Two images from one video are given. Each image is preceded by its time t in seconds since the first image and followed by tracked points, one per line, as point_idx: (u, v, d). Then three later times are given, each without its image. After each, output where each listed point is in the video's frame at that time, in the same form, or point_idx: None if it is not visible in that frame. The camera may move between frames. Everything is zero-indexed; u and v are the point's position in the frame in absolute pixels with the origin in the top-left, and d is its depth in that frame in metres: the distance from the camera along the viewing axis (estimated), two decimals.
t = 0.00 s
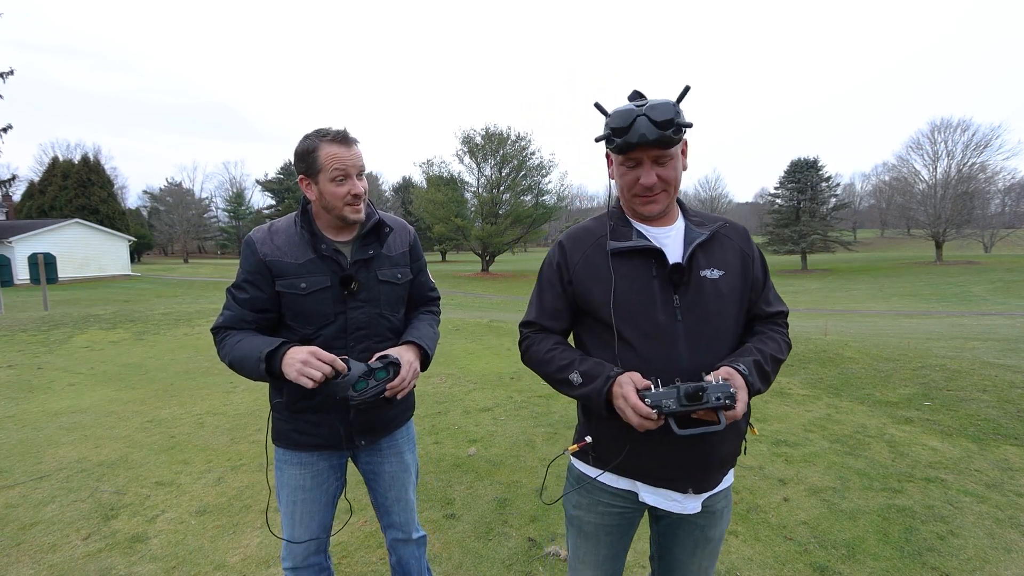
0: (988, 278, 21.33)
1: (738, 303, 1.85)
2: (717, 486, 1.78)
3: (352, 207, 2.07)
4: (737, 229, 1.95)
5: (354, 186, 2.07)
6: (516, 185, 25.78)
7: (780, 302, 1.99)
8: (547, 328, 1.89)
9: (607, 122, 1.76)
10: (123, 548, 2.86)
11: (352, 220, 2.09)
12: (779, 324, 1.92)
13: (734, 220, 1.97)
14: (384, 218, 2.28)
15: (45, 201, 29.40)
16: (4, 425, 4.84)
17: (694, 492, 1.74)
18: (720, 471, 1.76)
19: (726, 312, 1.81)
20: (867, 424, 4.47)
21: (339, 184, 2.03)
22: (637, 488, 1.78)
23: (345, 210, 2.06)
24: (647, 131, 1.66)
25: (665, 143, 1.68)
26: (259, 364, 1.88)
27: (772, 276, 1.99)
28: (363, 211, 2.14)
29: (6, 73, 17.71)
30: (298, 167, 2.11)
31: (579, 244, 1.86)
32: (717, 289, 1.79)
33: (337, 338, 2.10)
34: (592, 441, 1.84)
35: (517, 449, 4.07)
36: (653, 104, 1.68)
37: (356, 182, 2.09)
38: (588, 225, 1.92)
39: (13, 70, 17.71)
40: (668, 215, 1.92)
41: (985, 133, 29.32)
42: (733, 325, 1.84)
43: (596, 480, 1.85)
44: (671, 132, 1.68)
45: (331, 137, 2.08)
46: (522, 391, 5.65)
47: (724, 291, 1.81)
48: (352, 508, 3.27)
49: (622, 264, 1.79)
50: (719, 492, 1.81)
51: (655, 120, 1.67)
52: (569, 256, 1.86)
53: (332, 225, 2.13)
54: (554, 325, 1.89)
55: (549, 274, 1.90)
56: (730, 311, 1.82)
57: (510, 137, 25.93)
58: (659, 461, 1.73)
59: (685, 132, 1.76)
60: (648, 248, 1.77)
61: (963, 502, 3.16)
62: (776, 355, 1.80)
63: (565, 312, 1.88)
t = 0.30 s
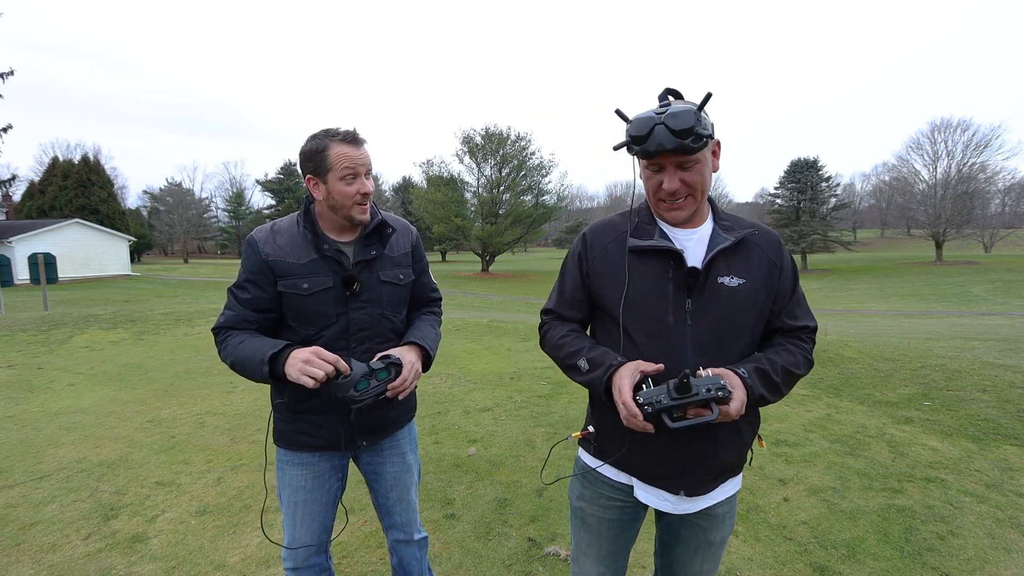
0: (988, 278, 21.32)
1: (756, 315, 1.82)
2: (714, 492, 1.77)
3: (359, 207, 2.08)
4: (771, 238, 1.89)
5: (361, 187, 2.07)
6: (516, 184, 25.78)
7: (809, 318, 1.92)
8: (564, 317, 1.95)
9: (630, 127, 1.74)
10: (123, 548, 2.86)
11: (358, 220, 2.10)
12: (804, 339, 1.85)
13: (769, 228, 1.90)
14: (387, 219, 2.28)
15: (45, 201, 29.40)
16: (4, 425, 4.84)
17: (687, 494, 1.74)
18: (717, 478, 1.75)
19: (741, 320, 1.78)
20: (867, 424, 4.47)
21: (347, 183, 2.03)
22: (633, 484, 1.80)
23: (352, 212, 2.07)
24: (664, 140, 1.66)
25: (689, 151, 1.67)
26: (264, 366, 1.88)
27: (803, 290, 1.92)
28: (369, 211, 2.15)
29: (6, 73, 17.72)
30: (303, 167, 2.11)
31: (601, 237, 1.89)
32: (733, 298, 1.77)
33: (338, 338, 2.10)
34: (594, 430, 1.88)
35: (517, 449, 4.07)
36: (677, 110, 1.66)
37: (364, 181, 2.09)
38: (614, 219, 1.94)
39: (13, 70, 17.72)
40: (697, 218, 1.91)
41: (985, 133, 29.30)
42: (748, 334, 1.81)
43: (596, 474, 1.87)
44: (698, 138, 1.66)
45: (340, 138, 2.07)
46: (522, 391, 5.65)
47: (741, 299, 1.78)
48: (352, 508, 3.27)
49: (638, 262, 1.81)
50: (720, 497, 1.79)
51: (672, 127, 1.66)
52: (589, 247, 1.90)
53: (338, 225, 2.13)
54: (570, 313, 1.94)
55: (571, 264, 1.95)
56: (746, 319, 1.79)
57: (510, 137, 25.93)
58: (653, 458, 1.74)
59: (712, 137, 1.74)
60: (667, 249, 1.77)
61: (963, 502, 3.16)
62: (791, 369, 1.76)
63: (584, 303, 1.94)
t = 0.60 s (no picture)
0: (988, 278, 21.32)
1: (761, 321, 1.80)
2: (700, 492, 1.76)
3: (362, 207, 2.08)
4: (787, 244, 1.84)
5: (365, 185, 2.07)
6: (516, 184, 25.78)
7: (824, 329, 1.86)
8: (574, 306, 2.01)
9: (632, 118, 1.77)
10: (123, 548, 2.86)
11: (362, 220, 2.10)
12: (814, 351, 1.80)
13: (786, 233, 1.86)
14: (390, 220, 2.27)
15: (45, 201, 29.40)
16: (4, 425, 4.84)
17: (671, 491, 1.74)
18: (703, 479, 1.75)
19: (741, 324, 1.77)
20: (867, 424, 4.47)
21: (351, 183, 2.04)
22: (623, 475, 1.82)
23: (353, 211, 2.06)
24: (657, 126, 1.67)
25: (687, 140, 1.66)
26: (269, 372, 1.87)
27: (818, 299, 1.87)
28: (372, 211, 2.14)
29: (6, 73, 17.74)
30: (306, 167, 2.11)
31: (613, 231, 1.94)
32: (736, 302, 1.76)
33: (340, 339, 2.10)
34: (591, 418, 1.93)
35: (517, 449, 4.07)
36: (675, 99, 1.65)
37: (368, 181, 2.09)
38: (629, 215, 1.99)
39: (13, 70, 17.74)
40: (708, 219, 1.90)
41: (985, 133, 29.29)
42: (750, 340, 1.80)
43: (589, 464, 1.90)
44: (698, 127, 1.65)
45: (343, 138, 2.07)
46: (522, 391, 5.65)
47: (744, 303, 1.77)
48: (352, 508, 3.27)
49: (644, 259, 1.84)
50: (709, 498, 1.78)
51: (667, 114, 1.66)
52: (601, 239, 1.96)
53: (341, 224, 2.13)
54: (579, 304, 2.00)
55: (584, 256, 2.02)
56: (747, 324, 1.78)
57: (510, 137, 25.93)
58: (640, 452, 1.77)
59: (720, 132, 1.71)
60: (674, 248, 1.79)
61: (963, 502, 3.16)
62: (790, 377, 1.73)
63: (594, 295, 1.99)
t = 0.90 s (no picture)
0: (989, 278, 21.31)
1: (751, 316, 1.79)
2: (692, 492, 1.76)
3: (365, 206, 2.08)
4: (776, 240, 1.85)
5: (368, 185, 2.07)
6: (516, 184, 25.78)
7: (817, 325, 1.85)
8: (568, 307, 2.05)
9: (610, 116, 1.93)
10: (124, 548, 2.86)
11: (365, 220, 2.10)
12: (806, 347, 1.80)
13: (775, 229, 1.86)
14: (393, 221, 2.27)
15: (45, 201, 29.39)
16: (5, 425, 4.84)
17: (663, 489, 1.75)
18: (695, 477, 1.74)
19: (730, 320, 1.77)
20: (867, 424, 4.47)
21: (354, 184, 2.03)
22: (617, 475, 1.84)
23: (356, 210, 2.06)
24: (620, 116, 1.81)
25: (642, 126, 1.76)
26: (270, 377, 1.86)
27: (811, 295, 1.86)
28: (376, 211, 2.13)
29: (7, 73, 17.76)
30: (310, 168, 2.09)
31: (604, 232, 1.99)
32: (725, 297, 1.76)
33: (342, 341, 2.10)
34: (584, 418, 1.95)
35: (517, 450, 4.07)
36: (636, 91, 1.80)
37: (371, 182, 2.09)
38: (622, 215, 2.03)
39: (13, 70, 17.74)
40: (691, 216, 1.93)
41: (984, 133, 29.30)
42: (741, 337, 1.80)
43: (584, 467, 1.94)
44: (650, 113, 1.74)
45: (347, 138, 2.07)
46: (522, 391, 5.65)
47: (733, 299, 1.77)
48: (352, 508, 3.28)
49: (634, 258, 1.87)
50: (703, 498, 1.78)
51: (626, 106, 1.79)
52: (593, 241, 2.01)
53: (342, 223, 2.13)
54: (572, 304, 2.05)
55: (577, 258, 2.07)
56: (736, 320, 1.77)
57: (510, 137, 25.94)
58: (631, 451, 1.79)
59: (682, 122, 1.76)
60: (663, 246, 1.81)
61: (963, 502, 3.16)
62: (780, 372, 1.73)
63: (587, 296, 2.04)
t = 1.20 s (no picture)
0: (989, 278, 21.31)
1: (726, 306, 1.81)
2: (680, 489, 1.77)
3: (367, 207, 2.08)
4: (742, 230, 1.89)
5: (371, 185, 2.07)
6: (516, 184, 25.77)
7: (790, 312, 1.88)
8: (545, 313, 2.08)
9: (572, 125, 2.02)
10: (124, 548, 2.86)
11: (368, 220, 2.10)
12: (782, 333, 1.82)
13: (741, 221, 1.91)
14: (395, 221, 2.27)
15: (45, 201, 29.38)
16: (4, 425, 4.84)
17: (650, 487, 1.76)
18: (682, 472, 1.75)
19: (705, 312, 1.79)
20: (866, 424, 4.47)
21: (358, 184, 2.03)
22: (603, 477, 1.86)
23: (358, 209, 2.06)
24: (580, 121, 1.89)
25: (601, 127, 1.83)
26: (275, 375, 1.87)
27: (782, 282, 1.89)
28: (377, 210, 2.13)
29: (7, 73, 17.78)
30: (312, 168, 2.09)
31: (577, 238, 2.05)
32: (698, 289, 1.79)
33: (344, 341, 2.10)
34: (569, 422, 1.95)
35: (517, 450, 4.08)
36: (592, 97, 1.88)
37: (374, 182, 2.09)
38: (593, 223, 2.09)
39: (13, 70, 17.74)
40: (657, 213, 1.96)
41: (984, 133, 29.31)
42: (717, 329, 1.81)
43: (572, 471, 1.96)
44: (605, 115, 1.82)
45: (350, 138, 2.07)
46: (522, 391, 5.65)
47: (705, 291, 1.79)
48: (352, 508, 3.27)
49: (606, 258, 1.91)
50: (691, 496, 1.78)
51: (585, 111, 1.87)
52: (565, 247, 2.06)
53: (342, 221, 2.12)
54: (550, 311, 2.08)
55: (553, 265, 2.12)
56: (711, 312, 1.79)
57: (510, 137, 25.94)
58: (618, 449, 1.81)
59: (638, 122, 1.82)
60: (632, 244, 1.85)
61: (963, 502, 3.16)
62: (760, 364, 1.75)
63: (563, 300, 2.07)
